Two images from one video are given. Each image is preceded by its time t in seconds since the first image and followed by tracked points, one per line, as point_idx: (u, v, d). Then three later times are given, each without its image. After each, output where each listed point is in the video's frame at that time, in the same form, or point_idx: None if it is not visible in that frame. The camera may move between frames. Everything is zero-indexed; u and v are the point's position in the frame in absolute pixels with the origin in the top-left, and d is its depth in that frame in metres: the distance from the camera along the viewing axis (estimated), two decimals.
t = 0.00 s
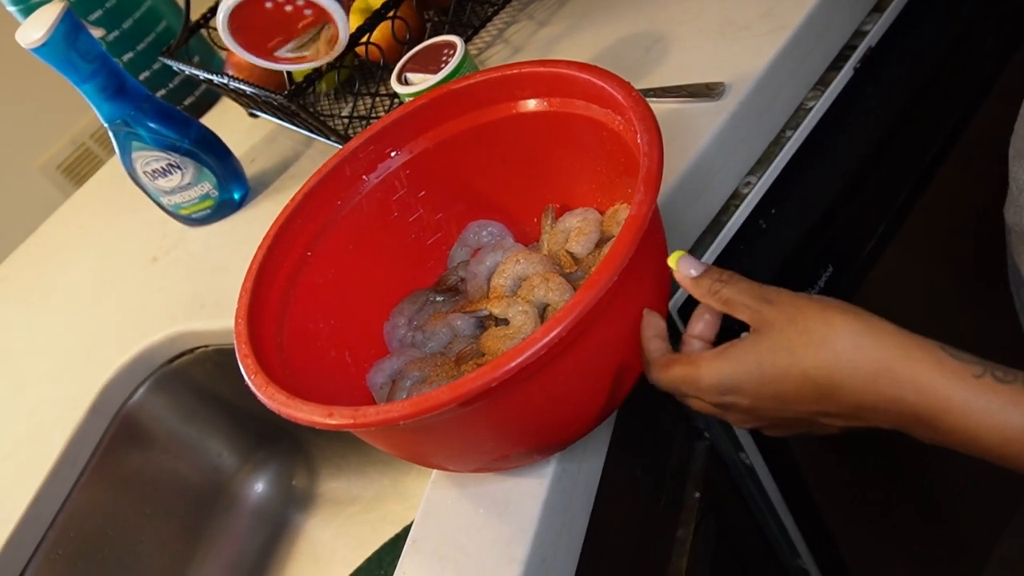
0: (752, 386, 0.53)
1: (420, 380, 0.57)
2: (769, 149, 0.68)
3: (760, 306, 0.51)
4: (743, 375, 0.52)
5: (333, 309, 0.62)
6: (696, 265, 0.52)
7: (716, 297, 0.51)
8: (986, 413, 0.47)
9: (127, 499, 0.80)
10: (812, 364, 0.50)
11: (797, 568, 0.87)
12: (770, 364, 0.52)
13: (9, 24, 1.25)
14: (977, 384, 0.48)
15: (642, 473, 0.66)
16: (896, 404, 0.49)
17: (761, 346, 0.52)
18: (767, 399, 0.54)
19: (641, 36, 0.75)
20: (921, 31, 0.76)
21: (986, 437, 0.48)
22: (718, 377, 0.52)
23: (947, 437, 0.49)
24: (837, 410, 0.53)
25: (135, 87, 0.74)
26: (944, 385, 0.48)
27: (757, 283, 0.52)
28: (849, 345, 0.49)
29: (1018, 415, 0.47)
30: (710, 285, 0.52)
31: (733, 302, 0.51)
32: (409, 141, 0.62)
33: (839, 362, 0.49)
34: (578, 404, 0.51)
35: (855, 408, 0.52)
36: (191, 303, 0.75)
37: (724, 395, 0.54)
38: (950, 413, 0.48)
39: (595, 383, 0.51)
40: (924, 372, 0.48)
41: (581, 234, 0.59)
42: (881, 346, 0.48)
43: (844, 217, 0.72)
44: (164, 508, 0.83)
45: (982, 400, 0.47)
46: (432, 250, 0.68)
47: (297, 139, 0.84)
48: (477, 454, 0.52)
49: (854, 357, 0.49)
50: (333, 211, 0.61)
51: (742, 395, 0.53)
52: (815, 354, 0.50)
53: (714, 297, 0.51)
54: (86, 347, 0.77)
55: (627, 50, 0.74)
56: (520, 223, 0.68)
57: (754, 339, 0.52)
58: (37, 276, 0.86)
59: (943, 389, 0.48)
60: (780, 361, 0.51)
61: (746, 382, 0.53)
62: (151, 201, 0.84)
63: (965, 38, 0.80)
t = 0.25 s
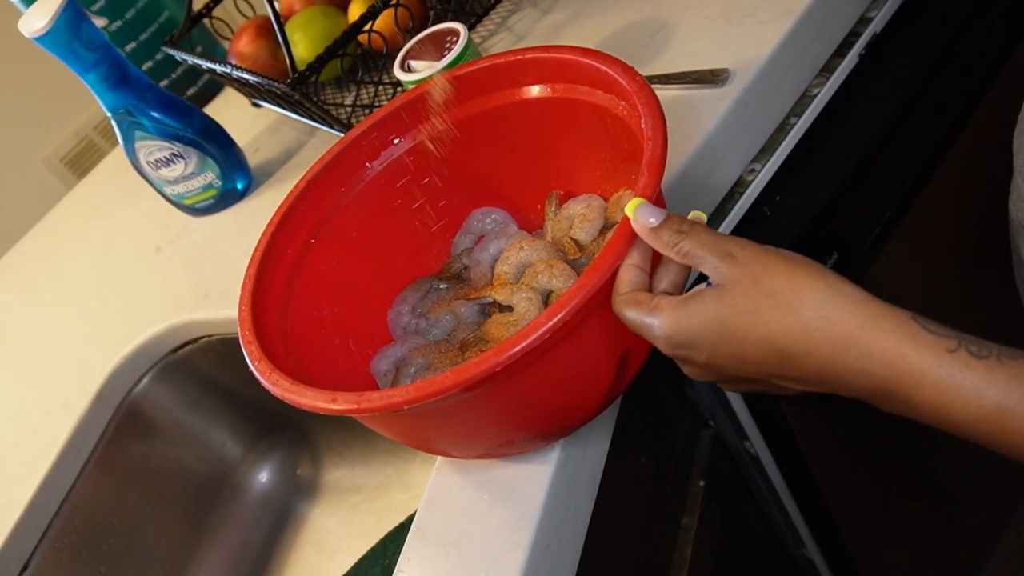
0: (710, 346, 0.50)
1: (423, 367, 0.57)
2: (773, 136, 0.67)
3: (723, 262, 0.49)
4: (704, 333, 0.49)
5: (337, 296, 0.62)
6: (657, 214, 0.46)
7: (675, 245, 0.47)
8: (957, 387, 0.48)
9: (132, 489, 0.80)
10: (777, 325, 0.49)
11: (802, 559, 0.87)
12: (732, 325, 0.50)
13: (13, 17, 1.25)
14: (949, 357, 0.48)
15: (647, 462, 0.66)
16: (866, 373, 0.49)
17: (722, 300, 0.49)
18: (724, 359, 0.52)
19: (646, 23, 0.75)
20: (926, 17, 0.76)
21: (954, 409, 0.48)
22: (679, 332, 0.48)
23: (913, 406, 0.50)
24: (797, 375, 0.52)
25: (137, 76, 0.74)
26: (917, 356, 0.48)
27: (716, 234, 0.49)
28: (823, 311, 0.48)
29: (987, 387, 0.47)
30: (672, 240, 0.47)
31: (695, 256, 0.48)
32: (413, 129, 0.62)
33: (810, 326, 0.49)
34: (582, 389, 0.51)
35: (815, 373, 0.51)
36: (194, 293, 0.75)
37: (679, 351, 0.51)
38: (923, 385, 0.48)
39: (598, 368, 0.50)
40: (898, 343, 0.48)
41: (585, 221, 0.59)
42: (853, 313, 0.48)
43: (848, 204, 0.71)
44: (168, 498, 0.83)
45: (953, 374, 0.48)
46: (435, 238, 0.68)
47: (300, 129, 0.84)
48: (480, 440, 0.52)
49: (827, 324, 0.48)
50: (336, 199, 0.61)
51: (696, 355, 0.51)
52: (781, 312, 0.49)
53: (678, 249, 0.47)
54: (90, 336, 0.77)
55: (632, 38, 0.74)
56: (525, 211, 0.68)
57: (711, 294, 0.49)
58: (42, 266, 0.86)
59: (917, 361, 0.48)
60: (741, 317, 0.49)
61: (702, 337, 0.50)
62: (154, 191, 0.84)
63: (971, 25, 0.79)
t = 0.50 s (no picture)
0: (680, 338, 0.49)
1: (425, 364, 0.57)
2: (775, 131, 0.67)
3: (692, 254, 0.48)
4: (675, 327, 0.48)
5: (339, 293, 0.62)
6: (634, 213, 0.46)
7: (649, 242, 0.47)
8: (915, 372, 0.46)
9: (136, 485, 0.80)
10: (744, 314, 0.48)
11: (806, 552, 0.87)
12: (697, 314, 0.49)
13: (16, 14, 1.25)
14: (907, 342, 0.46)
15: (649, 458, 0.66)
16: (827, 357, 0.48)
17: (693, 292, 0.48)
18: (694, 349, 0.51)
19: (649, 19, 0.74)
20: (929, 11, 0.76)
21: (914, 395, 0.46)
22: (650, 329, 0.48)
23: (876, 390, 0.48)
24: (768, 361, 0.51)
25: (139, 73, 0.74)
26: (874, 341, 0.46)
27: (685, 226, 0.48)
28: (784, 296, 0.47)
29: (945, 372, 0.45)
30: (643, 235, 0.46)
31: (666, 249, 0.47)
32: (414, 125, 0.62)
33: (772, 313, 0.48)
34: (583, 386, 0.51)
35: (783, 358, 0.50)
36: (198, 289, 0.75)
37: (654, 345, 0.50)
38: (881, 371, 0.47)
39: (599, 365, 0.50)
40: (854, 327, 0.46)
41: (586, 217, 0.58)
42: (814, 298, 0.47)
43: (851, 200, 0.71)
44: (173, 493, 0.83)
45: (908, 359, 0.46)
46: (437, 234, 0.68)
47: (302, 124, 0.84)
48: (482, 437, 0.52)
49: (787, 310, 0.47)
50: (338, 196, 0.61)
51: (668, 347, 0.50)
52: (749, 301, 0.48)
53: (651, 245, 0.47)
54: (93, 334, 0.77)
55: (634, 33, 0.74)
56: (526, 207, 0.68)
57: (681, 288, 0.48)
58: (45, 263, 0.86)
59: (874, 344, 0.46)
60: (713, 308, 0.49)
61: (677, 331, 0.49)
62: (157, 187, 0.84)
63: (975, 19, 0.79)
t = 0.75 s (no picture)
0: (675, 342, 0.49)
1: (424, 363, 0.57)
2: (776, 127, 0.67)
3: (684, 257, 0.47)
4: (671, 332, 0.48)
5: (338, 292, 0.62)
6: (627, 215, 0.45)
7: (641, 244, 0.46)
8: (903, 368, 0.46)
9: (136, 483, 0.80)
10: (737, 315, 0.48)
11: (807, 551, 0.87)
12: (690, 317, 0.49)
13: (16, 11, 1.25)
14: (896, 340, 0.46)
15: (650, 456, 0.66)
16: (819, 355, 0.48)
17: (687, 296, 0.48)
18: (688, 352, 0.51)
19: (649, 15, 0.74)
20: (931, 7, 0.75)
21: (904, 391, 0.47)
22: (646, 336, 0.47)
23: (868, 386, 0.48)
24: (762, 362, 0.51)
25: (138, 71, 0.73)
26: (863, 338, 0.46)
27: (676, 228, 0.48)
28: (775, 296, 0.47)
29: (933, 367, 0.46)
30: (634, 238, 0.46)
31: (657, 250, 0.46)
32: (413, 123, 0.62)
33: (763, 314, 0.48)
34: (582, 385, 0.50)
35: (776, 358, 0.50)
36: (197, 287, 0.75)
37: (651, 351, 0.50)
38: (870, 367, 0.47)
39: (597, 365, 0.50)
40: (843, 325, 0.47)
41: (586, 215, 0.58)
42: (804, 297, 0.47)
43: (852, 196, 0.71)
44: (174, 491, 0.83)
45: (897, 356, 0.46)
46: (436, 233, 0.68)
47: (302, 122, 0.84)
48: (481, 437, 0.52)
49: (778, 309, 0.47)
50: (337, 194, 0.61)
51: (664, 352, 0.50)
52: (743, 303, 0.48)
53: (643, 247, 0.46)
54: (92, 333, 0.77)
55: (634, 30, 0.73)
56: (526, 205, 0.67)
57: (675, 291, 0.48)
58: (45, 261, 0.86)
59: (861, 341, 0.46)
60: (707, 311, 0.48)
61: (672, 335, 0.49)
62: (157, 186, 0.84)
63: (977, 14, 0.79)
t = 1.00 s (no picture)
0: (689, 333, 0.49)
1: (431, 358, 0.57)
2: (783, 124, 0.67)
3: (694, 248, 0.47)
4: (684, 323, 0.48)
5: (345, 287, 0.62)
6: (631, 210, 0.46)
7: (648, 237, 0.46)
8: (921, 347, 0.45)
9: (140, 478, 0.80)
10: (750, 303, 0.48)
11: (812, 545, 0.89)
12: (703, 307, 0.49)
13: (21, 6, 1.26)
14: (910, 318, 0.46)
15: (655, 452, 0.66)
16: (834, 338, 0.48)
17: (698, 287, 0.48)
18: (703, 342, 0.50)
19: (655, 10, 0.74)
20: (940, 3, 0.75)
21: (923, 371, 0.46)
22: (659, 327, 0.47)
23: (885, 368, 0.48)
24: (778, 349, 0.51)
25: (142, 65, 0.73)
26: (877, 319, 0.46)
27: (685, 220, 0.47)
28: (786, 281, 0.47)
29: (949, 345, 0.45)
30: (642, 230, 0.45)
31: (666, 242, 0.46)
32: (419, 118, 0.61)
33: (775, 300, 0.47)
34: (590, 380, 0.50)
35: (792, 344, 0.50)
36: (201, 282, 0.75)
37: (664, 343, 0.50)
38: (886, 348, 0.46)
39: (606, 359, 0.50)
40: (857, 306, 0.46)
41: (593, 210, 0.58)
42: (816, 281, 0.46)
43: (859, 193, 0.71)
44: (177, 486, 0.83)
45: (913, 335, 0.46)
46: (442, 227, 0.68)
47: (306, 117, 0.84)
48: (488, 432, 0.52)
49: (791, 296, 0.47)
50: (343, 188, 0.61)
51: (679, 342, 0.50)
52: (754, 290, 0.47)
53: (651, 239, 0.46)
54: (97, 327, 0.77)
55: (641, 25, 0.73)
56: (532, 199, 0.67)
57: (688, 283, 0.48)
58: (49, 255, 0.86)
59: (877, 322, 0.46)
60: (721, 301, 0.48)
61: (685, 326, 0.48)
62: (161, 179, 0.83)
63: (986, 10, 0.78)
